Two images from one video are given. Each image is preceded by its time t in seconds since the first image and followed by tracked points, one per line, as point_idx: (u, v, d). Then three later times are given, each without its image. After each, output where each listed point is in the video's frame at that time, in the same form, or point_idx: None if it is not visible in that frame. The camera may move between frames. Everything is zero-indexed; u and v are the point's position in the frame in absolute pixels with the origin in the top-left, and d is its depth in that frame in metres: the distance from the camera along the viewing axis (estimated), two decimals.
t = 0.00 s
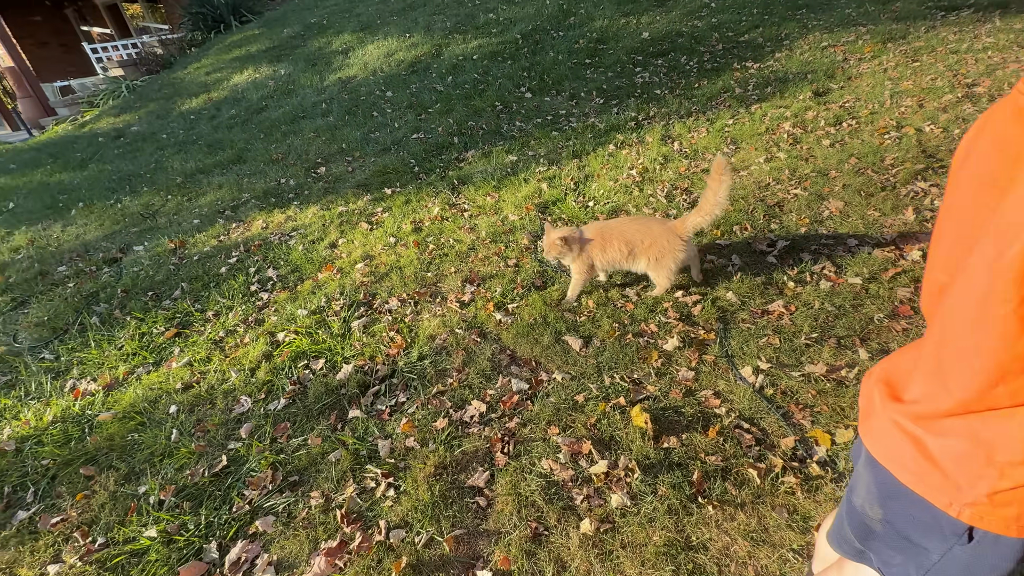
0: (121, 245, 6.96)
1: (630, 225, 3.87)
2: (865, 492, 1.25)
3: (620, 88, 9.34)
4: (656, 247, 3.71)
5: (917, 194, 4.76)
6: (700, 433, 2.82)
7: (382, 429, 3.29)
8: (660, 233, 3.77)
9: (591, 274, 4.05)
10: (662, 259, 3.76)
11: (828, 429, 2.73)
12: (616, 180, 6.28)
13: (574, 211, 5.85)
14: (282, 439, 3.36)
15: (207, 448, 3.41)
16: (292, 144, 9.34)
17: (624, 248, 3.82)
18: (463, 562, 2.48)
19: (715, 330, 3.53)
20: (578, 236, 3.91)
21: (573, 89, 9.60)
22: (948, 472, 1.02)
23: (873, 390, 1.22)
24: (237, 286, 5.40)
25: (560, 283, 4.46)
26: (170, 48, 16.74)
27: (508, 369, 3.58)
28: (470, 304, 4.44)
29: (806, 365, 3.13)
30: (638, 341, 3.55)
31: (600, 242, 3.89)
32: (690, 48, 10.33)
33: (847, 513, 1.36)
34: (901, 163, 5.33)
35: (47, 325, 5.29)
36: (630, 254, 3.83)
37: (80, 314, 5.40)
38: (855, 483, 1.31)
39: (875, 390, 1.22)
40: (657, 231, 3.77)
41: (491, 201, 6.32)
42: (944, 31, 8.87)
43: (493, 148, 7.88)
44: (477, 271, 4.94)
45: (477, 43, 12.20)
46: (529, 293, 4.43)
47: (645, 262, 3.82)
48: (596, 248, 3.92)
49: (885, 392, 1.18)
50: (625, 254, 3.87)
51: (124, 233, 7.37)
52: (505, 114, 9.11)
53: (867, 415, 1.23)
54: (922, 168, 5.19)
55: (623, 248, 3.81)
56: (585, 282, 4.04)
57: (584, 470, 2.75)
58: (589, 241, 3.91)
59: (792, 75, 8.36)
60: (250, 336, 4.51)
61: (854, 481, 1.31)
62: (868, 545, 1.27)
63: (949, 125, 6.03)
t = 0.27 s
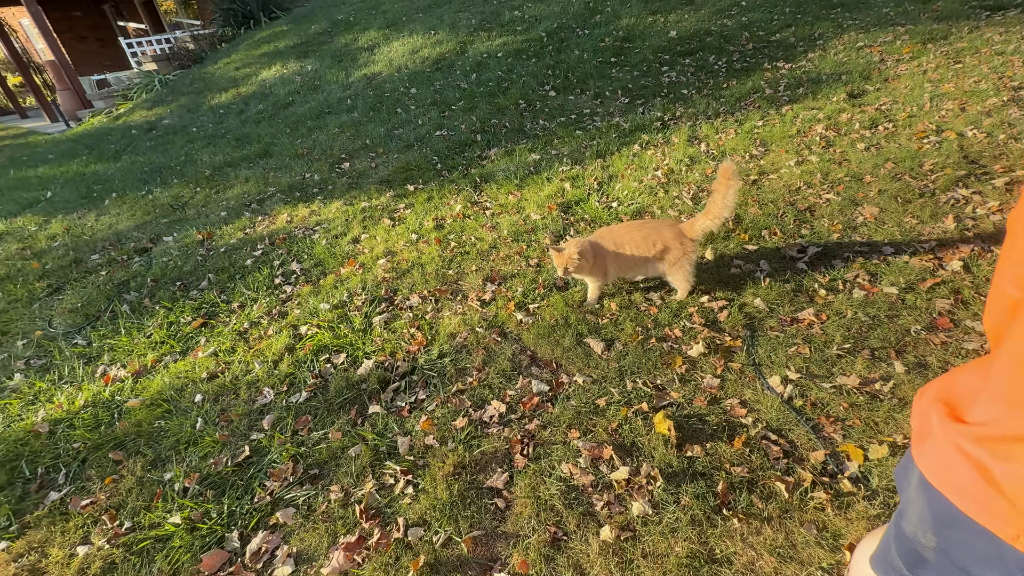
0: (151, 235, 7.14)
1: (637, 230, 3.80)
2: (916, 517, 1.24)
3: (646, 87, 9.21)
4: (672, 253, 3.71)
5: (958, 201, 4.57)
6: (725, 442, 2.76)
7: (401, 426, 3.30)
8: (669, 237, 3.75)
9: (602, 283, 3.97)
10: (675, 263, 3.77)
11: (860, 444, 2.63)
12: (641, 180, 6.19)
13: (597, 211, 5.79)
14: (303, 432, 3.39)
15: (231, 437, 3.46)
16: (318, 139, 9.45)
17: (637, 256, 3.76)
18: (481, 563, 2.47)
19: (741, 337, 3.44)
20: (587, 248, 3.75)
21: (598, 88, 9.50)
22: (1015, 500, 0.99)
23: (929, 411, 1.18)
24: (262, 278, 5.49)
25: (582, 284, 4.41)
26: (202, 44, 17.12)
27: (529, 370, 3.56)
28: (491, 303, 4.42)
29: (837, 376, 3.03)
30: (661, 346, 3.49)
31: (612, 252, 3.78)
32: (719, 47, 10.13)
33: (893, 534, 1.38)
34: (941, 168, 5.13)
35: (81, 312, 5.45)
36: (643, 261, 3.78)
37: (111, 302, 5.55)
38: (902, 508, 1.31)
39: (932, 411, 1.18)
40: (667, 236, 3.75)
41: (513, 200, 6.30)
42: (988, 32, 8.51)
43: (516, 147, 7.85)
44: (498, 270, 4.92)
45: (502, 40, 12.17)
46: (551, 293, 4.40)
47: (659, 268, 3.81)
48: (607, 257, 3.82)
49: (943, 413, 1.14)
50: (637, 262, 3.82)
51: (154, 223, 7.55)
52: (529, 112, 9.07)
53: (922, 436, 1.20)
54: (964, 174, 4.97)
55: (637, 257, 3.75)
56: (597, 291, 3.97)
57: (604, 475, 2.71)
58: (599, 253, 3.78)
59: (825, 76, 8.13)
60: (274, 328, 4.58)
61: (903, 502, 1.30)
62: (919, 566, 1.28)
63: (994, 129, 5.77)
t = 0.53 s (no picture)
0: (178, 225, 7.29)
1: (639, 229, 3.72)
2: (969, 538, 1.22)
3: (671, 85, 9.05)
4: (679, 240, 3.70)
5: (1000, 207, 4.36)
6: (748, 449, 2.68)
7: (418, 419, 3.29)
8: (668, 228, 3.74)
9: (617, 287, 3.81)
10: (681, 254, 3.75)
11: (891, 456, 2.53)
12: (664, 180, 6.08)
13: (618, 210, 5.70)
14: (320, 422, 3.41)
15: (250, 425, 3.50)
16: (340, 133, 9.54)
17: (648, 252, 3.67)
18: (495, 561, 2.44)
19: (767, 341, 3.35)
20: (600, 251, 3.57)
21: (621, 86, 9.37)
22: None
23: (985, 424, 1.17)
24: (283, 269, 5.56)
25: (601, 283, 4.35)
26: (230, 39, 17.45)
27: (547, 368, 3.51)
28: (509, 299, 4.39)
29: (868, 385, 2.92)
30: (683, 348, 3.41)
31: (624, 253, 3.64)
32: (747, 45, 9.90)
33: (940, 553, 1.36)
34: (982, 173, 4.91)
35: (109, 298, 5.59)
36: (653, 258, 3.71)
37: (138, 289, 5.68)
38: (949, 528, 1.30)
39: (986, 424, 1.17)
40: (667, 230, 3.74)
41: (534, 197, 6.26)
42: None
43: (537, 144, 7.80)
44: (517, 267, 4.89)
45: (525, 37, 12.11)
46: (570, 292, 4.34)
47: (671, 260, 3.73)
48: (619, 259, 3.67)
49: (1002, 426, 1.13)
50: (647, 257, 3.73)
51: (181, 213, 7.71)
52: (551, 109, 9.00)
53: (977, 449, 1.18)
54: (1006, 179, 4.76)
55: (648, 252, 3.66)
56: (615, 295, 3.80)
57: (622, 478, 2.66)
58: (613, 255, 3.61)
59: (859, 76, 7.87)
60: (294, 319, 4.62)
61: (950, 522, 1.28)
62: None
63: None
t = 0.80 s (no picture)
0: (200, 212, 7.42)
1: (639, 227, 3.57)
2: (1004, 536, 1.17)
3: (693, 81, 8.91)
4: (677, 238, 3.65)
5: None
6: (765, 447, 2.63)
7: (430, 407, 3.30)
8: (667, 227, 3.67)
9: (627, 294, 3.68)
10: (681, 248, 3.72)
11: (915, 459, 2.46)
12: (684, 176, 5.99)
13: (637, 205, 5.64)
14: (335, 406, 3.44)
15: (265, 407, 3.55)
16: (360, 125, 9.60)
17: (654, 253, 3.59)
18: (505, 549, 2.44)
19: (787, 339, 3.28)
20: (611, 260, 3.40)
21: (643, 81, 9.25)
22: None
23: None
24: (302, 256, 5.62)
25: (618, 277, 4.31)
26: (255, 31, 17.67)
27: (561, 360, 3.49)
28: (524, 292, 4.37)
29: (892, 387, 2.83)
30: (700, 344, 3.36)
31: (634, 257, 3.49)
32: (773, 41, 9.68)
33: (972, 549, 1.32)
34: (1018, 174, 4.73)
35: (133, 280, 5.71)
36: (660, 256, 3.61)
37: (161, 272, 5.80)
38: (982, 526, 1.25)
39: None
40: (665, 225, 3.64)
41: (551, 190, 6.22)
42: None
43: (556, 138, 7.75)
44: (533, 259, 4.87)
45: (546, 32, 12.02)
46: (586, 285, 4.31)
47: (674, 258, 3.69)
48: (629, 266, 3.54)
49: None
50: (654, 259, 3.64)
51: (204, 200, 7.85)
52: (570, 104, 8.93)
53: (1015, 447, 1.09)
54: None
55: (654, 253, 3.58)
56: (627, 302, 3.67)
57: (635, 471, 2.63)
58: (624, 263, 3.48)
59: (889, 73, 7.65)
60: (311, 306, 4.67)
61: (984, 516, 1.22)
62: None
63: None
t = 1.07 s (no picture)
0: (217, 197, 7.51)
1: (644, 234, 3.30)
2: None
3: (713, 75, 8.74)
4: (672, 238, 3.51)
5: None
6: (776, 444, 2.58)
7: (437, 393, 3.29)
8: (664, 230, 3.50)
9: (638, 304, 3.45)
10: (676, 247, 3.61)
11: (933, 462, 2.39)
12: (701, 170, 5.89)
13: (651, 198, 5.55)
14: (342, 390, 3.45)
15: (275, 388, 3.58)
16: (376, 115, 9.61)
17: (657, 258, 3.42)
18: (508, 536, 2.43)
19: (802, 336, 3.20)
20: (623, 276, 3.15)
21: (661, 75, 9.10)
22: None
23: None
24: (315, 243, 5.65)
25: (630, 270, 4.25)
26: (275, 20, 17.77)
27: (570, 350, 3.46)
28: (535, 282, 4.33)
29: (911, 387, 2.75)
30: (712, 339, 3.30)
31: (643, 269, 3.30)
32: (797, 36, 9.45)
33: (996, 547, 1.27)
34: None
35: (151, 262, 5.80)
36: (661, 261, 3.47)
37: (178, 255, 5.88)
38: (1010, 521, 1.20)
39: None
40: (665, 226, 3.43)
41: (565, 182, 6.16)
42: None
43: (571, 130, 7.67)
44: (544, 250, 4.83)
45: (564, 24, 11.88)
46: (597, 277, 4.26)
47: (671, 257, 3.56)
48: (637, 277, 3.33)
49: None
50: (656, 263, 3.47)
51: (221, 186, 7.93)
52: (587, 97, 8.83)
53: None
54: None
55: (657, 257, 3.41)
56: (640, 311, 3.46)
57: (641, 464, 2.60)
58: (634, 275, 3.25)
59: (917, 69, 7.41)
60: (322, 291, 4.69)
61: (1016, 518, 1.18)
62: None
63: None
